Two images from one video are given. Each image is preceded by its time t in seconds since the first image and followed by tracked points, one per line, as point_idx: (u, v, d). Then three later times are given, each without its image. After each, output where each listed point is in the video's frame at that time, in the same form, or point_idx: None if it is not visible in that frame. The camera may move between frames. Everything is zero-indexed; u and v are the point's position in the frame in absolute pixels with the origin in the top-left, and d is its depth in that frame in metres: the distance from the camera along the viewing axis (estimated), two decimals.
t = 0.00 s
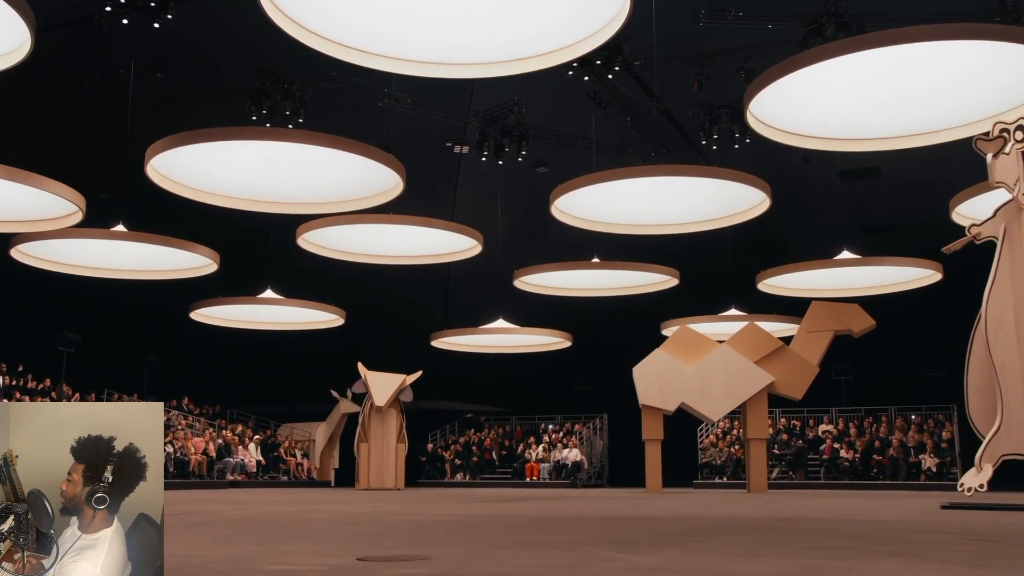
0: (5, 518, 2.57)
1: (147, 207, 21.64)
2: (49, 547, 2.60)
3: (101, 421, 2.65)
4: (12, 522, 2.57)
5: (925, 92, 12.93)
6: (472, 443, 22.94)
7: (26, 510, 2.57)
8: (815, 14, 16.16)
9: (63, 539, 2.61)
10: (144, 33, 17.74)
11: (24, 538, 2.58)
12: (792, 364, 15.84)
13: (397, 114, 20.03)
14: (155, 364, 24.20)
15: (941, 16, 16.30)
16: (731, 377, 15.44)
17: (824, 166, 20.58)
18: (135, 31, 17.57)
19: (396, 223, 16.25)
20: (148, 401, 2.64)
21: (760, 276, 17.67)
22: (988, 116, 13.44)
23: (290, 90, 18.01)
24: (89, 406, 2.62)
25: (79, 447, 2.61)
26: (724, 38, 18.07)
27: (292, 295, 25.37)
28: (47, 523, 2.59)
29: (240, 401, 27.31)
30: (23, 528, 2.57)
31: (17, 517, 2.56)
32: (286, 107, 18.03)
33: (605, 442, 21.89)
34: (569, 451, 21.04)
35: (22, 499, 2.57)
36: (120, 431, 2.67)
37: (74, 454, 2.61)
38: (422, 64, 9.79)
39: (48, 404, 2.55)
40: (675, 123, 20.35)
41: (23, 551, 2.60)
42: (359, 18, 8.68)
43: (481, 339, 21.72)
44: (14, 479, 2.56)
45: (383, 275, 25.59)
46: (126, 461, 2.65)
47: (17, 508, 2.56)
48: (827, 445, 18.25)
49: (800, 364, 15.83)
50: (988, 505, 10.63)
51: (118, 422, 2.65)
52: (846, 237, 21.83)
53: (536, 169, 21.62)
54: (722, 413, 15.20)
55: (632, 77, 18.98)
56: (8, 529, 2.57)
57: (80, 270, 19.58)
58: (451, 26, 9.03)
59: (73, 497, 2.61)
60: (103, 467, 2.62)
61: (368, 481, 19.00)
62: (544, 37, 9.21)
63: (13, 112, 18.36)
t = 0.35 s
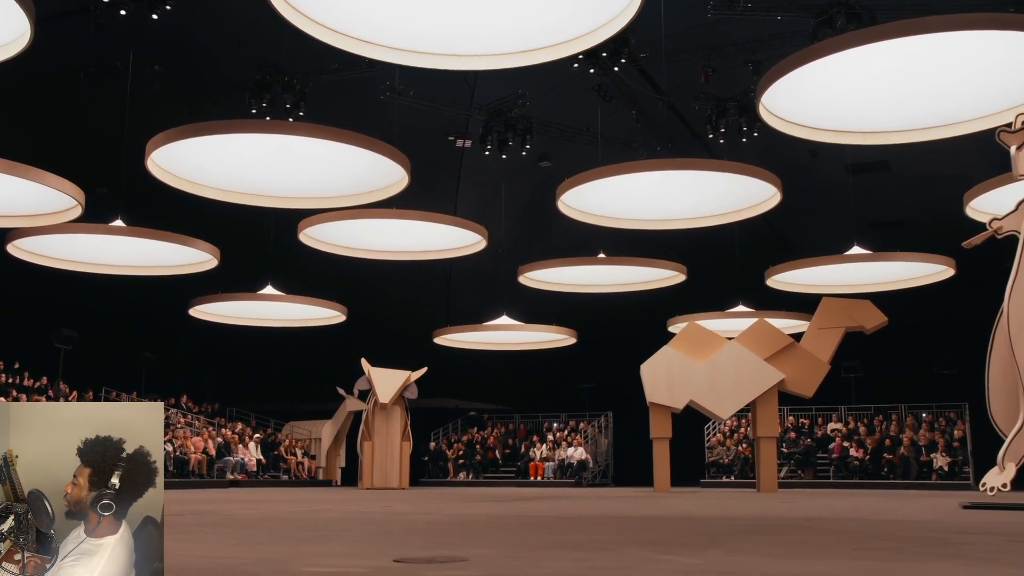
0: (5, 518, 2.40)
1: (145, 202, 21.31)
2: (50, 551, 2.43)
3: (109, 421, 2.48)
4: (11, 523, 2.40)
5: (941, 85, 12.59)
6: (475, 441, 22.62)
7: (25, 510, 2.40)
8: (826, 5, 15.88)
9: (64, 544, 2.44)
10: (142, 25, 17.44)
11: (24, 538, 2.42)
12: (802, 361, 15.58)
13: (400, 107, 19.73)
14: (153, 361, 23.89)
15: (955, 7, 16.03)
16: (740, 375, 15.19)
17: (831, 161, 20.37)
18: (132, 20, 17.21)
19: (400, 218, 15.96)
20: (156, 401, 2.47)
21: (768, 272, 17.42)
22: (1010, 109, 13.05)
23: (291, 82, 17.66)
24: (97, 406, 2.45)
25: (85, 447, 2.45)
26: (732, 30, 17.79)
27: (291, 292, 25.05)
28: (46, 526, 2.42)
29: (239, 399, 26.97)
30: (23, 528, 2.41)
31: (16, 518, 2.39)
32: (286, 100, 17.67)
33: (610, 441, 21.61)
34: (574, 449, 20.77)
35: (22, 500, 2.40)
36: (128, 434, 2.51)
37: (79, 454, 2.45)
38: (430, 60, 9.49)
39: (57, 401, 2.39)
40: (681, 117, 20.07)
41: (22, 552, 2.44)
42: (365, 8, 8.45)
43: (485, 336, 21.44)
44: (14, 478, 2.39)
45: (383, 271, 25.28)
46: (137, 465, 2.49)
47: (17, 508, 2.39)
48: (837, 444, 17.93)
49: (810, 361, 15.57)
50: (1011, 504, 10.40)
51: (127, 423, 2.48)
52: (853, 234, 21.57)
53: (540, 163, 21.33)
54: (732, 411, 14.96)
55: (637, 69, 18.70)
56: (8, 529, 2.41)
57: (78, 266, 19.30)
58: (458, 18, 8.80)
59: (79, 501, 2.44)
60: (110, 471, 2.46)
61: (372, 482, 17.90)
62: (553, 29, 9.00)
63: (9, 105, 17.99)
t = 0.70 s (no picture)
0: (6, 517, 2.39)
1: (143, 197, 21.03)
2: (52, 550, 2.41)
3: (125, 426, 2.43)
4: (12, 522, 2.39)
5: (955, 80, 12.18)
6: (477, 440, 22.35)
7: (26, 511, 2.37)
8: None
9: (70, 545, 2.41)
10: (140, 18, 17.15)
11: (25, 538, 2.40)
12: (811, 358, 15.35)
13: (402, 100, 19.46)
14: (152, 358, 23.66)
15: None
16: (749, 372, 14.97)
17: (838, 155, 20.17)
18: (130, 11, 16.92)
19: (404, 213, 15.70)
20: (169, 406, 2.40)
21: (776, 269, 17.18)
22: None
23: (291, 75, 17.40)
24: (114, 406, 2.39)
25: (101, 451, 2.41)
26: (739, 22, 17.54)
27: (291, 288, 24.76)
28: (50, 526, 2.40)
29: (238, 397, 26.66)
30: (23, 528, 2.39)
31: (16, 518, 2.38)
32: (286, 94, 17.42)
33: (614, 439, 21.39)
34: (578, 448, 20.53)
35: (22, 500, 2.37)
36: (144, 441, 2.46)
37: (94, 457, 2.41)
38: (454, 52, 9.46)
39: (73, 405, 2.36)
40: (687, 111, 19.82)
41: (22, 552, 2.42)
42: None
43: (488, 333, 21.18)
44: (14, 478, 2.36)
45: (384, 267, 24.99)
46: (152, 472, 2.45)
47: (17, 508, 2.37)
48: (845, 442, 17.68)
49: (820, 359, 15.34)
50: None
51: (142, 432, 2.43)
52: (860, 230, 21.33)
53: (543, 157, 21.07)
54: (740, 409, 14.78)
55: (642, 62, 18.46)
56: (9, 528, 2.39)
57: (74, 262, 18.98)
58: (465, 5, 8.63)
59: (89, 504, 2.41)
60: (124, 477, 2.43)
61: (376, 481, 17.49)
62: (561, 20, 8.84)
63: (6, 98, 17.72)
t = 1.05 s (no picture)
0: (4, 518, 2.36)
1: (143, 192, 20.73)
2: (47, 552, 2.37)
3: (120, 429, 2.42)
4: (11, 523, 2.36)
5: (968, 73, 11.85)
6: (482, 438, 22.12)
7: (25, 510, 2.35)
8: None
9: (62, 549, 2.37)
10: (138, 9, 16.86)
11: (24, 539, 2.37)
12: (823, 355, 15.04)
13: (404, 94, 19.18)
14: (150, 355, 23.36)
15: None
16: (760, 369, 14.71)
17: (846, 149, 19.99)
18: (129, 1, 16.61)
19: (408, 207, 15.43)
20: (164, 405, 2.39)
21: (785, 264, 16.95)
22: None
23: (292, 68, 17.12)
24: (110, 407, 2.38)
25: (96, 451, 2.40)
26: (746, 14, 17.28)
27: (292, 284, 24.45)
28: (45, 528, 2.37)
29: (237, 395, 26.35)
30: (22, 528, 2.36)
31: (16, 517, 2.35)
32: (286, 87, 17.14)
33: (620, 437, 21.18)
34: (583, 446, 20.28)
35: (21, 500, 2.35)
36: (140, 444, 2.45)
37: (88, 458, 2.39)
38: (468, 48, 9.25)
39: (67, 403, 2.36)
40: (691, 104, 19.59)
41: (22, 552, 2.38)
42: None
43: (491, 330, 20.91)
44: (14, 478, 2.35)
45: (386, 263, 24.73)
46: (148, 476, 2.43)
47: (17, 508, 2.35)
48: (855, 441, 17.39)
49: (831, 355, 15.03)
50: None
51: (138, 433, 2.42)
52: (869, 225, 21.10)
53: (547, 152, 20.81)
54: (751, 406, 14.54)
55: (647, 54, 18.23)
56: (8, 529, 2.36)
57: (71, 257, 18.67)
58: None
59: (83, 505, 2.39)
60: (119, 479, 2.40)
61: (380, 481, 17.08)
62: (570, 10, 8.65)
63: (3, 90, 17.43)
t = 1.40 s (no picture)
0: (7, 518, 2.46)
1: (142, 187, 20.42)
2: (53, 547, 2.48)
3: (122, 432, 2.47)
4: (13, 522, 2.46)
5: (988, 65, 11.36)
6: (486, 437, 21.84)
7: (25, 510, 2.44)
8: None
9: (72, 546, 2.48)
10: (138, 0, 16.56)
11: (26, 537, 2.48)
12: (835, 352, 14.75)
13: (408, 87, 18.90)
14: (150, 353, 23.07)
15: None
16: (771, 366, 14.44)
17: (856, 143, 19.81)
18: None
19: (414, 202, 15.11)
20: (164, 408, 2.45)
21: (795, 261, 16.69)
22: None
23: (293, 61, 16.83)
24: (112, 410, 2.44)
25: (101, 454, 2.47)
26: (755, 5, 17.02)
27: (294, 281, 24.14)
28: (52, 527, 2.47)
29: (237, 394, 26.03)
30: (24, 528, 2.46)
31: (17, 517, 2.45)
32: (288, 80, 16.84)
33: (627, 436, 20.94)
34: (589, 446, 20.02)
35: (22, 500, 2.44)
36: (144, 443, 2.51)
37: (94, 460, 2.47)
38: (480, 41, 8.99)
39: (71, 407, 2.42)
40: (698, 97, 19.33)
41: (25, 550, 2.49)
42: None
43: (495, 327, 20.62)
44: (15, 478, 2.43)
45: (389, 260, 24.46)
46: (153, 477, 2.51)
47: (17, 508, 2.44)
48: (867, 440, 17.13)
49: (844, 352, 14.74)
50: None
51: (140, 435, 2.48)
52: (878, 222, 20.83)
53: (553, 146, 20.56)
54: (762, 405, 14.27)
55: (654, 47, 17.97)
56: (11, 527, 2.47)
57: (67, 252, 18.33)
58: None
59: (92, 507, 2.48)
60: (124, 480, 2.48)
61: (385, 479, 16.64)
62: None
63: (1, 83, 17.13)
